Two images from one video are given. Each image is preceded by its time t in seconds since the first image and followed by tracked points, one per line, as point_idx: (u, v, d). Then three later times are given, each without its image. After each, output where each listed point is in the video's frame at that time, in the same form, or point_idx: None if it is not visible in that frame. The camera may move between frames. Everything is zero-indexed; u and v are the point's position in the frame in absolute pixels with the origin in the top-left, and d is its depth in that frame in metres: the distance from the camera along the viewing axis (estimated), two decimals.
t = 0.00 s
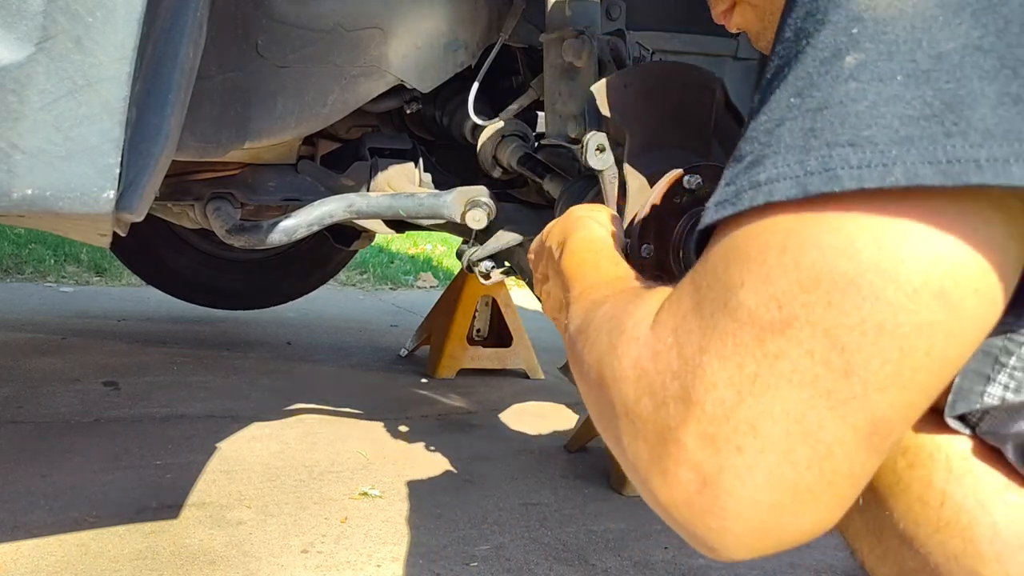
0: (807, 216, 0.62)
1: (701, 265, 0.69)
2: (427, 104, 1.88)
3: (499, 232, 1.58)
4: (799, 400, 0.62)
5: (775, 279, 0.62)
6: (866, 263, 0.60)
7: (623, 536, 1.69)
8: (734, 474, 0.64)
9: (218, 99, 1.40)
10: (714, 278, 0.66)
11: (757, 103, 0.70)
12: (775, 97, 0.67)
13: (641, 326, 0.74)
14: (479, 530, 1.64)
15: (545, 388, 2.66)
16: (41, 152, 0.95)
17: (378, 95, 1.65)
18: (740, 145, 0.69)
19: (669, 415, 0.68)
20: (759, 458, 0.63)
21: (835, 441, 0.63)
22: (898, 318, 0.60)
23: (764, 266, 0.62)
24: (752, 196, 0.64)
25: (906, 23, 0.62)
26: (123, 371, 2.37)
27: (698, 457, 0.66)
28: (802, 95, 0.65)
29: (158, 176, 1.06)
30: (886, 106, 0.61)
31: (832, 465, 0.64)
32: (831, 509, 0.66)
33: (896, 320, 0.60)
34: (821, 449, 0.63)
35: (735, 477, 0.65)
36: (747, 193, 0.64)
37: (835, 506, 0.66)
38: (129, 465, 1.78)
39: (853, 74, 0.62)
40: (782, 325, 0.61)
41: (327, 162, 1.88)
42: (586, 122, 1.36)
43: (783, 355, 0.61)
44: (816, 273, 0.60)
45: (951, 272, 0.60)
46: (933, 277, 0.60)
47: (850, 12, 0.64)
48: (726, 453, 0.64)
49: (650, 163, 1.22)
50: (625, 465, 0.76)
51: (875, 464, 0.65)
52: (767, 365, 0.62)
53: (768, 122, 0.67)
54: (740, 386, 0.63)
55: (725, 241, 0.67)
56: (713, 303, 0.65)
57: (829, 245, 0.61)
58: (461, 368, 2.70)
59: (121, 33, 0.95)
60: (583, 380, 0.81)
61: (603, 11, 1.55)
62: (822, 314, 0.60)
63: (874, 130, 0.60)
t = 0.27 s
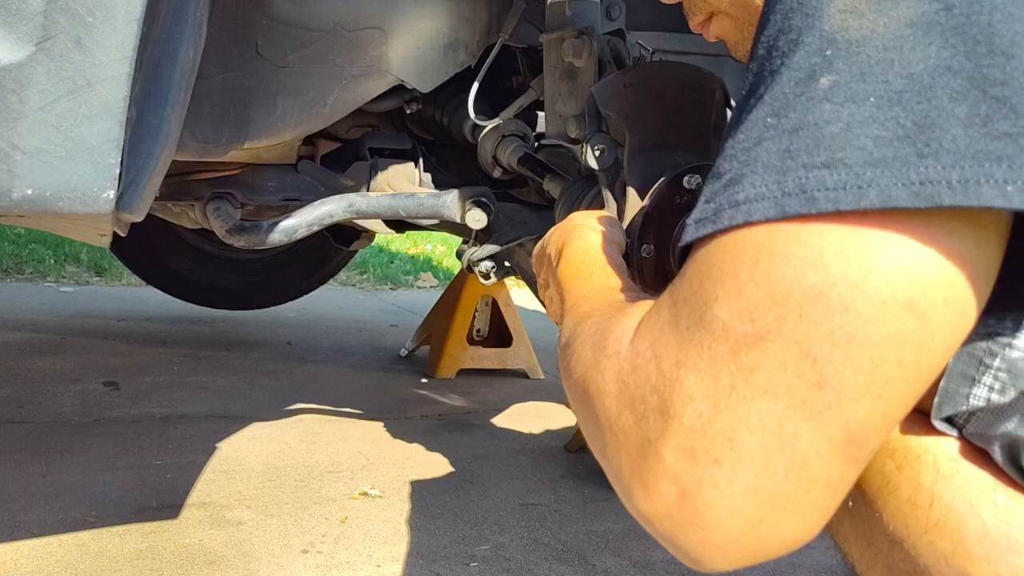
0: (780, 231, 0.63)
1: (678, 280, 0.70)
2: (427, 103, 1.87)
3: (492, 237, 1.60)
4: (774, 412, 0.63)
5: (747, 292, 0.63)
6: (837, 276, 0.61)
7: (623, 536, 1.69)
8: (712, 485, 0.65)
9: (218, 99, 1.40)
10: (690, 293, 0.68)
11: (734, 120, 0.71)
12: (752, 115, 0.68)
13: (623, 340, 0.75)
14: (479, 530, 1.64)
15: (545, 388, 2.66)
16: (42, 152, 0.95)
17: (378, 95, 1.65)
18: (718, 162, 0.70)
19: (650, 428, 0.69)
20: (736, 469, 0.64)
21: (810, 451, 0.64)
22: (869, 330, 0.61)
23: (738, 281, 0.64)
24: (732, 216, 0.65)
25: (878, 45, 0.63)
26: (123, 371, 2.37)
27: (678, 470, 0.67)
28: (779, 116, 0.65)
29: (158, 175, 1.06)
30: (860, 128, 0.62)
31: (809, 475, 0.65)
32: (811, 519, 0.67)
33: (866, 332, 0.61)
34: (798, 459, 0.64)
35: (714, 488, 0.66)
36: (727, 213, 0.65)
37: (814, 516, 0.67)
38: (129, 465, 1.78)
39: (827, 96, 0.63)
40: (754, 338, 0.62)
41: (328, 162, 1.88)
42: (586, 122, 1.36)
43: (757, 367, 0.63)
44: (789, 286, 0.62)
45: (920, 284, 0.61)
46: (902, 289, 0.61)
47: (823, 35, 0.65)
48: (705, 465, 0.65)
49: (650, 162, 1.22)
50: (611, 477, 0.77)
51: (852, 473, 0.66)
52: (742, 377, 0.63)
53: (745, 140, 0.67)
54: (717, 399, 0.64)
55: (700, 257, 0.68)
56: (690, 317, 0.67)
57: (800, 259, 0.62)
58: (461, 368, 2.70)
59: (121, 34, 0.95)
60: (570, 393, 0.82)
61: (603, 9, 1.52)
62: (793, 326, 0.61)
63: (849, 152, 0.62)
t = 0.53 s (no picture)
0: (755, 231, 0.63)
1: (657, 281, 0.70)
2: (426, 103, 1.87)
3: (493, 237, 1.59)
4: (754, 413, 0.63)
5: (723, 293, 0.63)
6: (811, 275, 0.61)
7: (623, 536, 1.69)
8: (698, 488, 0.66)
9: (218, 99, 1.40)
10: (669, 294, 0.68)
11: (710, 126, 0.71)
12: (726, 120, 0.68)
13: (610, 342, 0.75)
14: (479, 530, 1.64)
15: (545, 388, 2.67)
16: (42, 152, 0.95)
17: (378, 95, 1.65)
18: (696, 167, 0.70)
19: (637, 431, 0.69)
20: (720, 471, 0.65)
21: (793, 450, 0.64)
22: (844, 327, 0.61)
23: (714, 281, 0.64)
24: (707, 219, 0.65)
25: (842, 46, 0.63)
26: (123, 371, 2.37)
27: (664, 472, 0.67)
28: (750, 119, 0.65)
29: (158, 175, 1.06)
30: (826, 128, 0.62)
31: (794, 474, 0.65)
32: (798, 517, 0.67)
33: (843, 329, 0.61)
34: (781, 459, 0.64)
35: (699, 491, 0.66)
36: (703, 217, 0.66)
37: (802, 513, 0.67)
38: (129, 465, 1.78)
39: (794, 98, 0.63)
40: (731, 339, 0.62)
41: (328, 162, 1.88)
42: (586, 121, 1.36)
43: (734, 368, 0.62)
44: (763, 286, 0.61)
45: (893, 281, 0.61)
46: (874, 285, 0.61)
47: (790, 39, 0.65)
48: (689, 467, 0.65)
49: (650, 162, 1.21)
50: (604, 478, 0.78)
51: (837, 470, 0.66)
52: (721, 378, 0.63)
53: (719, 146, 0.67)
54: (697, 401, 0.64)
55: (679, 259, 0.68)
56: (670, 320, 0.67)
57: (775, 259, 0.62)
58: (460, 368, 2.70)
59: (121, 34, 0.95)
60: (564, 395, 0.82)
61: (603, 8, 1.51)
62: (769, 326, 0.61)
63: (816, 151, 0.61)
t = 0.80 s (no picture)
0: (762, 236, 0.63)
1: (662, 287, 0.70)
2: (426, 103, 1.87)
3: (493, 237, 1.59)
4: (768, 416, 0.63)
5: (731, 298, 0.63)
6: (821, 276, 0.61)
7: (623, 536, 1.69)
8: (715, 493, 0.66)
9: (218, 99, 1.40)
10: (677, 301, 0.68)
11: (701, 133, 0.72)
12: (715, 125, 0.69)
13: (618, 349, 0.75)
14: (479, 530, 1.64)
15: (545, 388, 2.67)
16: (42, 152, 0.95)
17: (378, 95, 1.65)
18: (689, 174, 0.71)
19: (649, 438, 0.69)
20: (737, 475, 0.65)
21: (810, 451, 0.64)
22: (856, 327, 0.61)
23: (722, 286, 0.64)
24: (698, 223, 0.66)
25: (817, 45, 0.64)
26: (123, 371, 2.37)
27: (680, 478, 0.67)
28: (735, 123, 0.66)
29: (158, 175, 1.06)
30: (803, 123, 0.62)
31: (811, 475, 0.65)
32: (818, 518, 0.67)
33: (852, 329, 0.61)
34: (799, 460, 0.64)
35: (717, 496, 0.66)
36: (694, 221, 0.66)
37: (820, 514, 0.67)
38: (129, 465, 1.78)
39: (773, 99, 0.64)
40: (741, 343, 0.62)
41: (328, 162, 1.88)
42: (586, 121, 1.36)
43: (747, 371, 0.63)
44: (771, 289, 0.62)
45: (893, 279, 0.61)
46: (881, 284, 0.61)
47: (770, 43, 0.66)
48: (706, 472, 0.65)
49: (650, 162, 1.20)
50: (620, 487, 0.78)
51: (852, 468, 0.67)
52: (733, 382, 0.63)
53: (708, 151, 0.68)
54: (710, 406, 0.64)
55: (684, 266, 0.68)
56: (677, 326, 0.67)
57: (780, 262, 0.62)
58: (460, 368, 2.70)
59: (121, 34, 0.95)
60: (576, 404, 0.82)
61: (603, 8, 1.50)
62: (779, 328, 0.61)
63: (793, 147, 0.62)
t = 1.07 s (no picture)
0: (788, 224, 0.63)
1: (684, 275, 0.71)
2: (426, 103, 1.87)
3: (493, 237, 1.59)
4: (788, 404, 0.62)
5: (755, 284, 0.63)
6: (846, 264, 0.61)
7: (623, 536, 1.69)
8: (731, 480, 0.65)
9: (218, 100, 1.40)
10: (698, 289, 0.68)
11: (732, 121, 0.71)
12: (746, 113, 0.68)
13: (638, 338, 0.75)
14: (479, 530, 1.64)
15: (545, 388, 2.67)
16: (42, 152, 0.95)
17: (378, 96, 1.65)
18: (718, 163, 0.71)
19: (668, 425, 0.69)
20: (755, 463, 0.64)
21: (830, 442, 0.63)
22: (880, 317, 0.61)
23: (746, 273, 0.64)
24: (729, 212, 0.66)
25: (855, 35, 0.63)
26: (124, 371, 2.37)
27: (697, 465, 0.67)
28: (768, 112, 0.66)
29: (158, 175, 1.06)
30: (841, 114, 0.62)
31: (830, 465, 0.65)
32: (835, 509, 0.67)
33: (877, 319, 0.61)
34: (818, 449, 0.64)
35: (734, 484, 0.65)
36: (725, 211, 0.66)
37: (839, 506, 0.67)
38: (129, 465, 1.78)
39: (810, 88, 0.63)
40: (763, 330, 0.62)
41: (328, 162, 1.88)
42: (586, 122, 1.36)
43: (767, 359, 0.63)
44: (794, 279, 0.62)
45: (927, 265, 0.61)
46: (908, 275, 0.61)
47: (806, 31, 0.65)
48: (722, 460, 0.65)
49: (650, 163, 1.21)
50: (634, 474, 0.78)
51: (873, 461, 0.66)
52: (754, 369, 0.63)
53: (738, 140, 0.68)
54: (730, 393, 0.64)
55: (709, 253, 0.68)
56: (700, 313, 0.67)
57: (804, 250, 0.62)
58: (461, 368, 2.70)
59: (121, 34, 0.95)
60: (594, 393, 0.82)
61: (603, 8, 1.51)
62: (801, 317, 0.61)
63: (830, 138, 0.61)
